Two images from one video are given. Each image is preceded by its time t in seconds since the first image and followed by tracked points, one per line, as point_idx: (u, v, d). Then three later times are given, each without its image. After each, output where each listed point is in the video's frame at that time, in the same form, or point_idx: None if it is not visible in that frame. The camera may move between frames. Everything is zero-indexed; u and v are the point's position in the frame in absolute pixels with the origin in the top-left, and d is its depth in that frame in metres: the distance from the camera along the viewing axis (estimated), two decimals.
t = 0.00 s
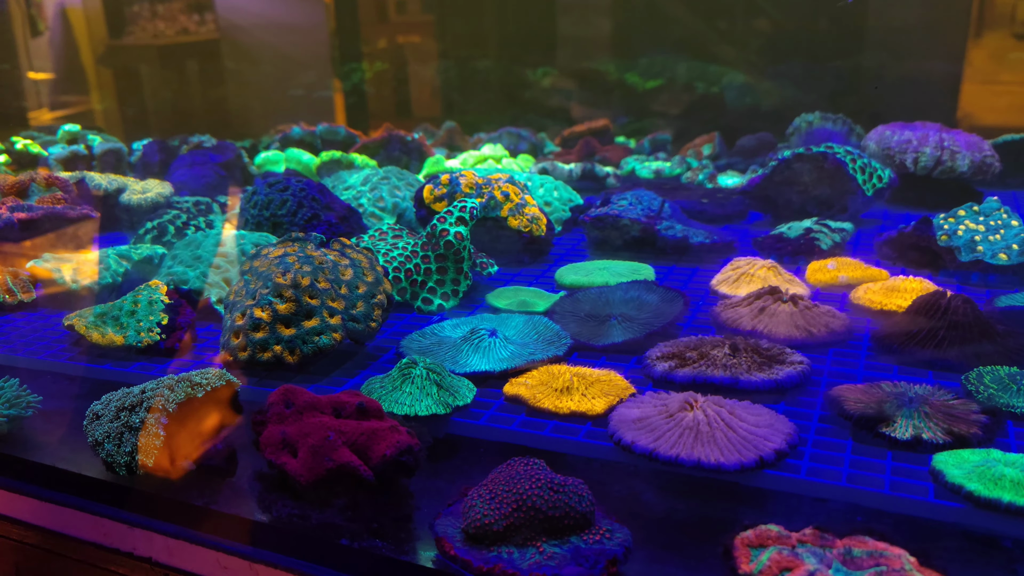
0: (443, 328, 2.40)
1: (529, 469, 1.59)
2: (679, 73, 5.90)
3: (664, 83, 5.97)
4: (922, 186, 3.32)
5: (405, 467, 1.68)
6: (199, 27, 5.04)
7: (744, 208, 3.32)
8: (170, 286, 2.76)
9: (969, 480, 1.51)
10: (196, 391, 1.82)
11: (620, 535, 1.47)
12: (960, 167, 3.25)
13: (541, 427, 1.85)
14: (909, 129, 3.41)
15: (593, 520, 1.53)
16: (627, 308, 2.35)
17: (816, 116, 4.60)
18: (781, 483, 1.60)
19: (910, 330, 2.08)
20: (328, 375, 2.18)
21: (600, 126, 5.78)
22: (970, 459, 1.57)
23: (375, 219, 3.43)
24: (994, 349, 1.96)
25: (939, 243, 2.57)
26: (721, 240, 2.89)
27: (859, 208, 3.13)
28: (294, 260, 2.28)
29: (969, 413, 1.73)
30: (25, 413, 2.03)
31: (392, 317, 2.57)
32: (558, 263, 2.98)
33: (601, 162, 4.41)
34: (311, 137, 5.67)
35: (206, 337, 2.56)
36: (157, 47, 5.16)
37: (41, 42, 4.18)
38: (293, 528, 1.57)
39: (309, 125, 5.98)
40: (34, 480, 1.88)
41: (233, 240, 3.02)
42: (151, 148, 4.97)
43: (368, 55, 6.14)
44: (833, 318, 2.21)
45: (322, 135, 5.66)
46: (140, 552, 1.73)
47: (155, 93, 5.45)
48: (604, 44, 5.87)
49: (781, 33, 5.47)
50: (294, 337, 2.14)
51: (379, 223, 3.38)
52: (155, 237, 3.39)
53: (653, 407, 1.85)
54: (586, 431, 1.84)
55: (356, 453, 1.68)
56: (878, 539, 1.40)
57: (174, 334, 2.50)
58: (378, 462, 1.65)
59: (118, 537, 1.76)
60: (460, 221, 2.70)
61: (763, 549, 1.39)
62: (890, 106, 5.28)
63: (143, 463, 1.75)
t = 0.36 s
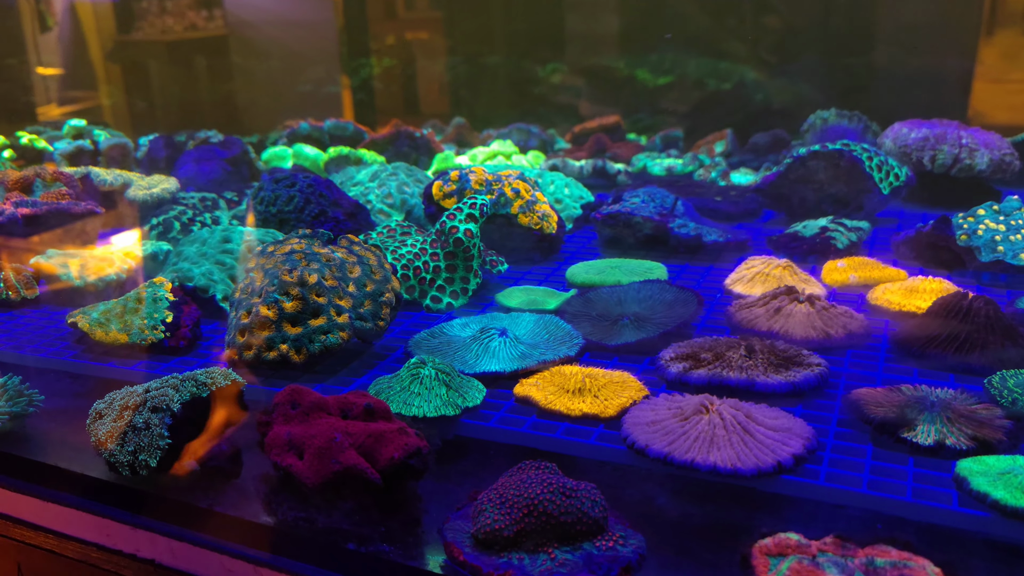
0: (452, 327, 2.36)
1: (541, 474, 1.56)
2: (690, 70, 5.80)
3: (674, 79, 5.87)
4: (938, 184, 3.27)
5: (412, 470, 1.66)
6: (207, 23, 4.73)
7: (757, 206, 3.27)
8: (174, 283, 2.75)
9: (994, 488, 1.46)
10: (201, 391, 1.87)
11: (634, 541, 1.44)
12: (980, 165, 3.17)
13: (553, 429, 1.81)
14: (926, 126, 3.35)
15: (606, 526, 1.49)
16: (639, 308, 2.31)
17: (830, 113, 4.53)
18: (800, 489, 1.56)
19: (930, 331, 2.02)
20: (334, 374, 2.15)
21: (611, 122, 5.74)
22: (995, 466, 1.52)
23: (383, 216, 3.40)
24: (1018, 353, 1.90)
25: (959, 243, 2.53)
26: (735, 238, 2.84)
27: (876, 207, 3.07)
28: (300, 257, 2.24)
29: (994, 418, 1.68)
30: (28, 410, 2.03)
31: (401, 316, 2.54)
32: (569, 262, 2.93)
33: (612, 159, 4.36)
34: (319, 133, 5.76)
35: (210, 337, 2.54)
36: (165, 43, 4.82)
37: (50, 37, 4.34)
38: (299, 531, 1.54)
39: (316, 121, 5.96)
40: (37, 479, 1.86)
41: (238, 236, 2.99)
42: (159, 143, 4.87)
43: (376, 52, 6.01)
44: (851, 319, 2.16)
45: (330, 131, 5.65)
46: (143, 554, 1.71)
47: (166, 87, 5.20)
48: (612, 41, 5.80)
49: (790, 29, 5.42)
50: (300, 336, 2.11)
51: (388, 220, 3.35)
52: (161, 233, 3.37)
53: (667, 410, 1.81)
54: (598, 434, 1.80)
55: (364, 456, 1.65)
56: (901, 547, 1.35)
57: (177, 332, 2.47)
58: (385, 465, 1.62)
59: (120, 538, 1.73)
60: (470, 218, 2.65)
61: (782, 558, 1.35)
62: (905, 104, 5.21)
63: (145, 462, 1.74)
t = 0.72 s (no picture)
0: (459, 327, 2.33)
1: (551, 478, 1.53)
2: (699, 67, 5.78)
3: (683, 78, 5.86)
4: (953, 184, 3.22)
5: (420, 473, 1.64)
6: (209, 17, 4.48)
7: (769, 206, 3.23)
8: (178, 281, 2.73)
9: (1015, 496, 1.42)
10: (204, 392, 1.86)
11: (646, 548, 1.41)
12: (994, 165, 3.11)
13: (562, 431, 1.78)
14: (940, 125, 3.30)
15: (617, 532, 1.46)
16: (650, 308, 2.28)
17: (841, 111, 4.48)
18: (817, 494, 1.52)
19: (948, 334, 1.98)
20: (340, 374, 2.12)
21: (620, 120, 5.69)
22: (1016, 472, 1.48)
23: (389, 214, 3.37)
24: None
25: (975, 244, 2.47)
26: (746, 237, 2.80)
27: (889, 206, 3.02)
28: (306, 255, 2.22)
29: (1014, 423, 1.64)
30: (31, 410, 2.03)
31: (407, 315, 2.51)
32: (578, 261, 2.90)
33: (621, 156, 4.32)
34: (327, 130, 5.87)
35: (214, 335, 2.52)
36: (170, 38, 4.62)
37: (57, 33, 4.03)
38: (304, 535, 1.52)
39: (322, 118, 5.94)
40: (39, 480, 1.84)
41: (245, 234, 2.97)
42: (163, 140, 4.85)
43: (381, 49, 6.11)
44: (866, 320, 2.12)
45: (336, 128, 5.62)
46: (146, 556, 1.68)
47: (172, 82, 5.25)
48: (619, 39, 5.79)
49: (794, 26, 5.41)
50: (306, 336, 2.09)
51: (394, 218, 3.31)
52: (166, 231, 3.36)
53: (679, 413, 1.78)
54: (608, 437, 1.76)
55: (370, 458, 1.63)
56: (920, 556, 1.32)
57: (181, 330, 2.49)
58: (391, 468, 1.60)
59: (121, 539, 1.71)
60: (478, 216, 2.61)
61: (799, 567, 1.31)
62: (916, 103, 5.15)
63: (149, 465, 1.72)
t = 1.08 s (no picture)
0: (464, 326, 2.32)
1: (556, 479, 1.53)
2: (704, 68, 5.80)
3: (687, 78, 5.79)
4: (959, 185, 3.19)
5: (423, 474, 1.62)
6: (218, 19, 5.28)
7: (774, 206, 3.21)
8: (182, 280, 2.74)
9: (1021, 497, 1.41)
10: (208, 390, 1.81)
11: (650, 550, 1.40)
12: (1003, 166, 3.07)
13: (567, 432, 1.77)
14: (947, 126, 3.28)
15: (622, 533, 1.46)
16: (655, 309, 2.27)
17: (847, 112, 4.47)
18: (823, 497, 1.51)
19: (955, 336, 1.97)
20: (344, 374, 2.11)
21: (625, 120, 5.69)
22: None
23: (394, 213, 3.36)
24: None
25: (981, 245, 2.45)
26: (752, 238, 2.79)
27: (895, 207, 3.00)
28: (310, 254, 2.21)
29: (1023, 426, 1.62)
30: (33, 408, 2.03)
31: (411, 315, 2.50)
32: (583, 261, 2.89)
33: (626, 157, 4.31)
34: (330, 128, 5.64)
35: (219, 334, 2.52)
36: (177, 38, 5.18)
37: (62, 31, 4.05)
38: (307, 535, 1.52)
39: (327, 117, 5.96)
40: (43, 477, 1.85)
41: (250, 232, 2.98)
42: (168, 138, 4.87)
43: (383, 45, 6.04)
44: (872, 322, 2.11)
45: (341, 127, 5.63)
46: (148, 555, 1.68)
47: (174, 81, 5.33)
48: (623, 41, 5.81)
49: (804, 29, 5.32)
50: (310, 335, 2.08)
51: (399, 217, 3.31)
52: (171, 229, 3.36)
53: (685, 414, 1.77)
54: (613, 438, 1.76)
55: (374, 458, 1.62)
56: (927, 559, 1.30)
57: (185, 329, 2.47)
58: (395, 468, 1.58)
59: (124, 538, 1.71)
60: (483, 216, 2.61)
61: (804, 570, 1.30)
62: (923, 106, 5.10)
63: (151, 463, 1.72)
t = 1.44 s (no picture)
0: (465, 328, 2.35)
1: (555, 479, 1.56)
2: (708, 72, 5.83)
3: (690, 82, 5.84)
4: (958, 191, 3.22)
5: (425, 473, 1.64)
6: (224, 21, 4.78)
7: (775, 211, 3.23)
8: (188, 280, 2.78)
9: (1015, 500, 1.43)
10: (213, 391, 1.86)
11: (648, 549, 1.43)
12: (1001, 172, 3.09)
13: (567, 433, 1.80)
14: (947, 132, 3.29)
15: (620, 532, 1.49)
16: (655, 312, 2.29)
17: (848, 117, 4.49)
18: (818, 497, 1.54)
19: (950, 340, 1.98)
20: (347, 375, 2.14)
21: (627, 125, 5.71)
22: (1016, 477, 1.49)
23: (398, 216, 3.39)
24: None
25: (979, 250, 2.47)
26: (752, 242, 2.81)
27: (895, 212, 3.01)
28: (315, 257, 2.24)
29: (1015, 429, 1.65)
30: (40, 409, 2.07)
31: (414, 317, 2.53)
32: (584, 264, 2.92)
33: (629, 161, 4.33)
34: (335, 131, 5.71)
35: (224, 334, 2.56)
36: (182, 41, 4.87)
37: (69, 32, 4.00)
38: (312, 532, 1.56)
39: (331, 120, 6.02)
40: (52, 476, 1.89)
41: (255, 235, 3.01)
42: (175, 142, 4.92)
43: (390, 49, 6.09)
44: (869, 326, 2.13)
45: (345, 130, 5.67)
46: (154, 552, 1.72)
47: (180, 83, 5.20)
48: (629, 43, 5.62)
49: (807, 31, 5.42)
50: (314, 336, 2.11)
51: (402, 220, 3.34)
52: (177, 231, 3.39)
53: (683, 416, 1.80)
54: (612, 439, 1.78)
55: (376, 457, 1.63)
56: (920, 559, 1.33)
57: (191, 329, 2.51)
58: (398, 467, 1.60)
59: (130, 536, 1.74)
60: (485, 219, 2.63)
61: (799, 569, 1.33)
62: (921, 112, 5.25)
63: (158, 462, 1.74)
